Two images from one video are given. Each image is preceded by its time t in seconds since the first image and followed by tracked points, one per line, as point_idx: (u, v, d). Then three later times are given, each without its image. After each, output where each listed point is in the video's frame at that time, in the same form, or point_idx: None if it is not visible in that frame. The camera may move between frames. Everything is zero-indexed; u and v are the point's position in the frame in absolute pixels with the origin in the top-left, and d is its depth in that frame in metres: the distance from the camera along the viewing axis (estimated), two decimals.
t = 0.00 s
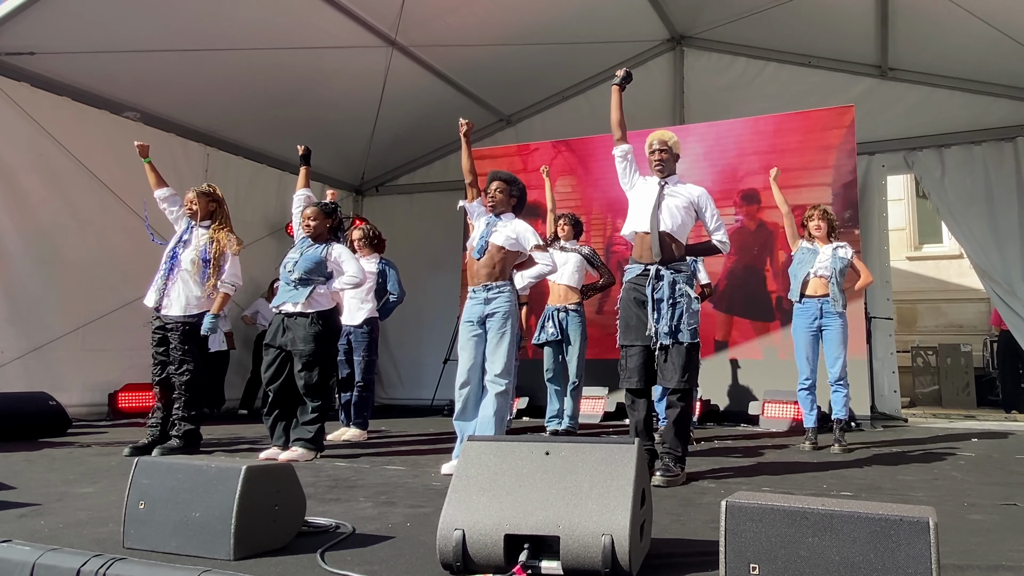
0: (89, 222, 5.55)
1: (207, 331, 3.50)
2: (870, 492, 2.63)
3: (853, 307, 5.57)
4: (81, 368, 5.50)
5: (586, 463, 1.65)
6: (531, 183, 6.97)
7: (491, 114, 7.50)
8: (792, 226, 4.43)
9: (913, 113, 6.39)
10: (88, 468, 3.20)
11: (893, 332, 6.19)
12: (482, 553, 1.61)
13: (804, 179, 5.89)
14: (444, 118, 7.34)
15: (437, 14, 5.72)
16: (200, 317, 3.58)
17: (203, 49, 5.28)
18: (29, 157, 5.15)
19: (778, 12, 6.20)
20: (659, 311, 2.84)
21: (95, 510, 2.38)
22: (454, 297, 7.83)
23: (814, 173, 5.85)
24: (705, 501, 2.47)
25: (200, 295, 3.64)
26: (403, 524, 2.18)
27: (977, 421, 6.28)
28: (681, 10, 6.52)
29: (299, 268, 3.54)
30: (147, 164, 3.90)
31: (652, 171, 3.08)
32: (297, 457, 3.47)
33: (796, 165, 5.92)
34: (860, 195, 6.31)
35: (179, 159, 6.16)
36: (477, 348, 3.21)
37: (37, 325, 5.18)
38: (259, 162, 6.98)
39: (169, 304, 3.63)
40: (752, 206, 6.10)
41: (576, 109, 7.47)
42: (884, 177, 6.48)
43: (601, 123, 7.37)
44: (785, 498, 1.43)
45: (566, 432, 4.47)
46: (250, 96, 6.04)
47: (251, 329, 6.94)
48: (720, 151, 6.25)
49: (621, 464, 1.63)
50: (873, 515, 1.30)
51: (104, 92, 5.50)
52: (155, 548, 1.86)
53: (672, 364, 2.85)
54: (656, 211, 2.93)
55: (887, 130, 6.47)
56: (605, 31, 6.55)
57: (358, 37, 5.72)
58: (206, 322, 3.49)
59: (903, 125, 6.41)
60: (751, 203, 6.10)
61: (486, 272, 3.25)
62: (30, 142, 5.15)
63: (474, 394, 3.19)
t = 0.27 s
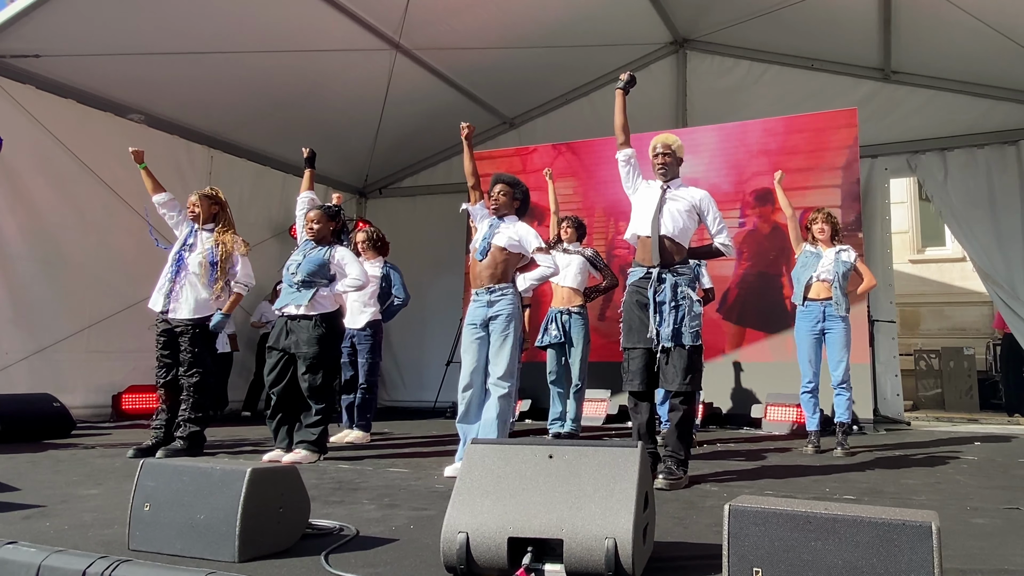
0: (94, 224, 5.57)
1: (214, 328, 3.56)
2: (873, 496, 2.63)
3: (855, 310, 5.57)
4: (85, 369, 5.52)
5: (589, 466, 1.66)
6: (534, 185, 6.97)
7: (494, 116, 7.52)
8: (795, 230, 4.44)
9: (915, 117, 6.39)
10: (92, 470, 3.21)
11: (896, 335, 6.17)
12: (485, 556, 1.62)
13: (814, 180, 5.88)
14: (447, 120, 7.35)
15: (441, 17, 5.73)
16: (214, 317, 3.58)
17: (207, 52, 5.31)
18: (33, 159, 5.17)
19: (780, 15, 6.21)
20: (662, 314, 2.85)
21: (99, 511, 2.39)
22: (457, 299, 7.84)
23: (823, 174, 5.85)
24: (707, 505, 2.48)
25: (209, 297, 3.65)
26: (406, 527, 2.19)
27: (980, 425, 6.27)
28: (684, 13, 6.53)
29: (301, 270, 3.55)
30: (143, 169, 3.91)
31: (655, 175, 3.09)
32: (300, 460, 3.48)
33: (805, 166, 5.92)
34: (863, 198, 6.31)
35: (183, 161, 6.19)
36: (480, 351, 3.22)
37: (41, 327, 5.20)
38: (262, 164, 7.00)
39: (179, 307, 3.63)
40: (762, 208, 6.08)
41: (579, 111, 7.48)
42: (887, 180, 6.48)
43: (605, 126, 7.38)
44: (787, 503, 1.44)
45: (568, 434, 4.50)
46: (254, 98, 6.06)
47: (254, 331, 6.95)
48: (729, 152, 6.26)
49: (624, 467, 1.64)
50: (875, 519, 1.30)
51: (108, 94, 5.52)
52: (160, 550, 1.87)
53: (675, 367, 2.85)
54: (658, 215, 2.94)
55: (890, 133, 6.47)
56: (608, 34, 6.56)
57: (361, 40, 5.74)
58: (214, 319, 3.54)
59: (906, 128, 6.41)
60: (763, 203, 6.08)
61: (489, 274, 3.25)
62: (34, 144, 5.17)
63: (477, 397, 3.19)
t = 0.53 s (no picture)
0: (99, 225, 5.60)
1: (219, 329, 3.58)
2: (876, 498, 2.64)
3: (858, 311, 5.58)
4: (90, 370, 5.53)
5: (593, 468, 1.67)
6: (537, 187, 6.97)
7: (497, 119, 7.53)
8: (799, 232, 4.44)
9: (919, 119, 6.39)
10: (96, 471, 3.23)
11: (899, 337, 6.16)
12: (490, 558, 1.62)
13: (825, 182, 5.83)
14: (451, 122, 7.37)
15: (444, 20, 5.75)
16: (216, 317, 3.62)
17: (212, 54, 5.33)
18: (38, 161, 5.20)
19: (783, 18, 6.22)
20: (665, 316, 2.86)
21: (104, 512, 2.40)
22: (460, 301, 7.85)
23: (834, 175, 5.80)
24: (710, 507, 2.48)
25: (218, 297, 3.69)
26: (410, 528, 2.20)
27: (982, 427, 6.26)
28: (687, 16, 6.54)
29: (304, 271, 3.56)
30: (143, 173, 3.94)
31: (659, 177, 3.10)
32: (305, 461, 3.50)
33: (815, 166, 5.88)
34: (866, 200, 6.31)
35: (187, 163, 6.21)
36: (483, 353, 3.23)
37: (45, 327, 5.22)
38: (266, 166, 7.02)
39: (188, 306, 3.67)
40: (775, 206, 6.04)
41: (582, 114, 7.49)
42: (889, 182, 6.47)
43: (608, 128, 7.38)
44: (790, 504, 1.44)
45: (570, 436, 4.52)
46: (258, 100, 6.08)
47: (258, 333, 6.97)
48: (738, 153, 6.24)
49: (627, 469, 1.64)
50: (878, 520, 1.31)
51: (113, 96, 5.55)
52: (166, 550, 1.88)
53: (678, 369, 2.86)
54: (661, 217, 2.95)
55: (893, 136, 6.47)
56: (611, 36, 6.57)
57: (366, 43, 5.75)
58: (219, 320, 3.56)
59: (909, 131, 6.42)
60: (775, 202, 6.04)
61: (492, 276, 3.26)
62: (40, 146, 5.20)
63: (480, 399, 3.22)
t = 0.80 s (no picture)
0: (101, 226, 5.61)
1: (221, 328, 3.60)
2: (877, 500, 2.64)
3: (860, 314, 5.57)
4: (93, 371, 5.54)
5: (595, 469, 1.67)
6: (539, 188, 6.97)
7: (499, 120, 7.54)
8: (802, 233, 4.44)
9: (920, 121, 6.39)
10: (99, 472, 3.23)
11: (901, 339, 6.15)
12: (492, 559, 1.62)
13: (835, 181, 5.80)
14: (452, 124, 7.38)
15: (446, 22, 5.76)
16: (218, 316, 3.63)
17: (215, 56, 5.34)
18: (42, 163, 5.21)
19: (786, 20, 6.22)
20: (667, 318, 2.86)
21: (107, 513, 2.41)
22: (461, 302, 7.85)
23: (843, 174, 5.77)
24: (712, 508, 2.48)
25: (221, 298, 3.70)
26: (412, 529, 2.20)
27: (984, 429, 6.26)
28: (689, 17, 6.55)
29: (305, 273, 3.58)
30: (147, 171, 3.93)
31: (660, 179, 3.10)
32: (305, 463, 3.51)
33: (824, 165, 5.85)
34: (868, 201, 6.31)
35: (189, 165, 6.22)
36: (485, 354, 3.24)
37: (48, 328, 5.23)
38: (268, 168, 7.03)
39: (191, 307, 3.67)
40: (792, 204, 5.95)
41: (584, 115, 7.49)
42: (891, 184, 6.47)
43: (609, 130, 7.39)
44: (791, 506, 1.44)
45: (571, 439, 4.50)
46: (260, 102, 6.09)
47: (260, 334, 6.97)
48: (744, 154, 6.23)
49: (629, 470, 1.64)
50: (880, 522, 1.31)
51: (116, 98, 5.56)
52: (168, 551, 1.88)
53: (679, 371, 2.86)
54: (663, 220, 2.95)
55: (895, 137, 6.47)
56: (613, 38, 6.58)
57: (368, 45, 5.77)
58: (220, 320, 3.58)
59: (911, 132, 6.42)
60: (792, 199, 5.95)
61: (494, 278, 3.27)
62: (43, 148, 5.22)
63: (482, 401, 3.22)
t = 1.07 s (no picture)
0: (103, 228, 5.62)
1: (224, 331, 3.58)
2: (878, 502, 2.64)
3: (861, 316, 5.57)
4: (94, 372, 5.55)
5: (596, 472, 1.67)
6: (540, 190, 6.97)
7: (500, 122, 7.55)
8: (804, 234, 4.44)
9: (921, 123, 6.39)
10: (101, 473, 3.23)
11: (902, 341, 6.15)
12: (493, 561, 1.63)
13: (840, 183, 5.79)
14: (453, 126, 7.39)
15: (447, 24, 5.77)
16: (221, 318, 3.64)
17: (216, 58, 5.35)
18: (44, 164, 5.23)
19: (786, 22, 6.23)
20: (670, 320, 2.86)
21: (109, 515, 2.41)
22: (462, 304, 7.86)
23: (848, 177, 5.77)
24: (713, 510, 2.48)
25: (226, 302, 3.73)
26: (413, 531, 2.20)
27: (985, 431, 6.25)
28: (690, 20, 6.56)
29: (305, 276, 3.59)
30: (152, 170, 3.92)
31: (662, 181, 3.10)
32: (307, 464, 3.51)
33: (828, 168, 5.85)
34: (869, 203, 6.31)
35: (190, 167, 6.23)
36: (486, 357, 3.24)
37: (49, 330, 5.24)
38: (270, 170, 7.04)
39: (195, 309, 3.68)
40: (811, 199, 5.88)
41: (585, 117, 7.50)
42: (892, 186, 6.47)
43: (610, 131, 7.39)
44: (792, 508, 1.45)
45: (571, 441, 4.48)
46: (262, 104, 6.10)
47: (261, 336, 6.98)
48: (746, 157, 6.22)
49: (630, 472, 1.65)
50: (879, 524, 1.31)
51: (118, 100, 5.57)
52: (170, 553, 1.89)
53: (681, 373, 2.86)
54: (665, 223, 2.96)
55: (896, 139, 6.47)
56: (614, 40, 6.59)
57: (370, 47, 5.78)
58: (223, 322, 3.56)
59: (911, 134, 6.42)
60: (811, 195, 5.89)
61: (495, 280, 3.28)
62: (45, 150, 5.23)
63: (483, 403, 3.22)
